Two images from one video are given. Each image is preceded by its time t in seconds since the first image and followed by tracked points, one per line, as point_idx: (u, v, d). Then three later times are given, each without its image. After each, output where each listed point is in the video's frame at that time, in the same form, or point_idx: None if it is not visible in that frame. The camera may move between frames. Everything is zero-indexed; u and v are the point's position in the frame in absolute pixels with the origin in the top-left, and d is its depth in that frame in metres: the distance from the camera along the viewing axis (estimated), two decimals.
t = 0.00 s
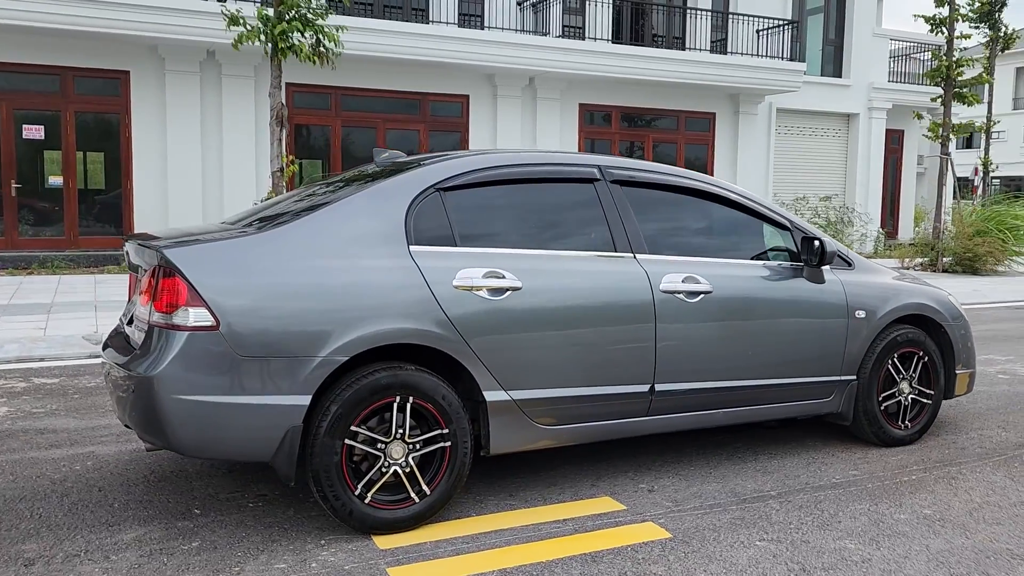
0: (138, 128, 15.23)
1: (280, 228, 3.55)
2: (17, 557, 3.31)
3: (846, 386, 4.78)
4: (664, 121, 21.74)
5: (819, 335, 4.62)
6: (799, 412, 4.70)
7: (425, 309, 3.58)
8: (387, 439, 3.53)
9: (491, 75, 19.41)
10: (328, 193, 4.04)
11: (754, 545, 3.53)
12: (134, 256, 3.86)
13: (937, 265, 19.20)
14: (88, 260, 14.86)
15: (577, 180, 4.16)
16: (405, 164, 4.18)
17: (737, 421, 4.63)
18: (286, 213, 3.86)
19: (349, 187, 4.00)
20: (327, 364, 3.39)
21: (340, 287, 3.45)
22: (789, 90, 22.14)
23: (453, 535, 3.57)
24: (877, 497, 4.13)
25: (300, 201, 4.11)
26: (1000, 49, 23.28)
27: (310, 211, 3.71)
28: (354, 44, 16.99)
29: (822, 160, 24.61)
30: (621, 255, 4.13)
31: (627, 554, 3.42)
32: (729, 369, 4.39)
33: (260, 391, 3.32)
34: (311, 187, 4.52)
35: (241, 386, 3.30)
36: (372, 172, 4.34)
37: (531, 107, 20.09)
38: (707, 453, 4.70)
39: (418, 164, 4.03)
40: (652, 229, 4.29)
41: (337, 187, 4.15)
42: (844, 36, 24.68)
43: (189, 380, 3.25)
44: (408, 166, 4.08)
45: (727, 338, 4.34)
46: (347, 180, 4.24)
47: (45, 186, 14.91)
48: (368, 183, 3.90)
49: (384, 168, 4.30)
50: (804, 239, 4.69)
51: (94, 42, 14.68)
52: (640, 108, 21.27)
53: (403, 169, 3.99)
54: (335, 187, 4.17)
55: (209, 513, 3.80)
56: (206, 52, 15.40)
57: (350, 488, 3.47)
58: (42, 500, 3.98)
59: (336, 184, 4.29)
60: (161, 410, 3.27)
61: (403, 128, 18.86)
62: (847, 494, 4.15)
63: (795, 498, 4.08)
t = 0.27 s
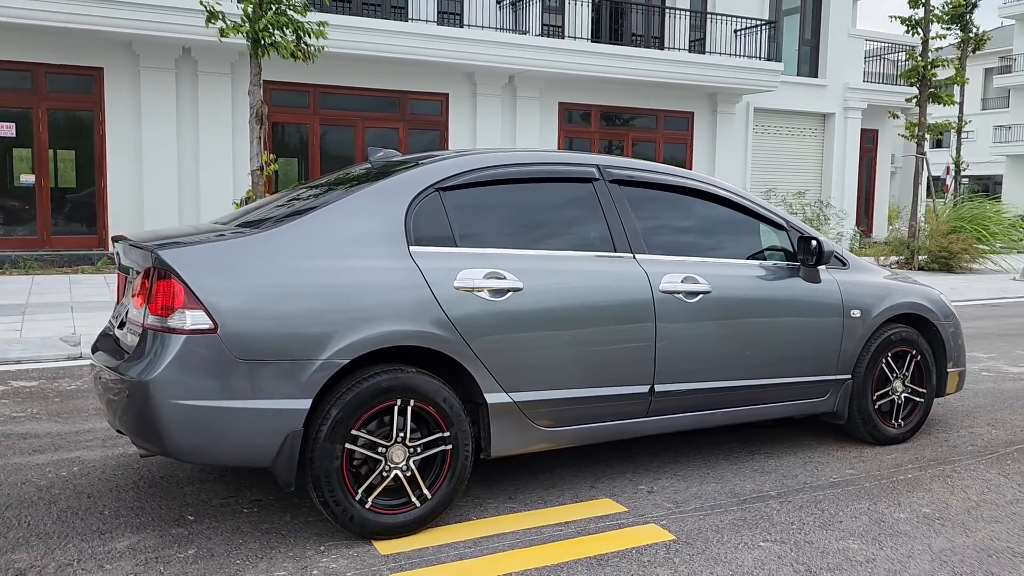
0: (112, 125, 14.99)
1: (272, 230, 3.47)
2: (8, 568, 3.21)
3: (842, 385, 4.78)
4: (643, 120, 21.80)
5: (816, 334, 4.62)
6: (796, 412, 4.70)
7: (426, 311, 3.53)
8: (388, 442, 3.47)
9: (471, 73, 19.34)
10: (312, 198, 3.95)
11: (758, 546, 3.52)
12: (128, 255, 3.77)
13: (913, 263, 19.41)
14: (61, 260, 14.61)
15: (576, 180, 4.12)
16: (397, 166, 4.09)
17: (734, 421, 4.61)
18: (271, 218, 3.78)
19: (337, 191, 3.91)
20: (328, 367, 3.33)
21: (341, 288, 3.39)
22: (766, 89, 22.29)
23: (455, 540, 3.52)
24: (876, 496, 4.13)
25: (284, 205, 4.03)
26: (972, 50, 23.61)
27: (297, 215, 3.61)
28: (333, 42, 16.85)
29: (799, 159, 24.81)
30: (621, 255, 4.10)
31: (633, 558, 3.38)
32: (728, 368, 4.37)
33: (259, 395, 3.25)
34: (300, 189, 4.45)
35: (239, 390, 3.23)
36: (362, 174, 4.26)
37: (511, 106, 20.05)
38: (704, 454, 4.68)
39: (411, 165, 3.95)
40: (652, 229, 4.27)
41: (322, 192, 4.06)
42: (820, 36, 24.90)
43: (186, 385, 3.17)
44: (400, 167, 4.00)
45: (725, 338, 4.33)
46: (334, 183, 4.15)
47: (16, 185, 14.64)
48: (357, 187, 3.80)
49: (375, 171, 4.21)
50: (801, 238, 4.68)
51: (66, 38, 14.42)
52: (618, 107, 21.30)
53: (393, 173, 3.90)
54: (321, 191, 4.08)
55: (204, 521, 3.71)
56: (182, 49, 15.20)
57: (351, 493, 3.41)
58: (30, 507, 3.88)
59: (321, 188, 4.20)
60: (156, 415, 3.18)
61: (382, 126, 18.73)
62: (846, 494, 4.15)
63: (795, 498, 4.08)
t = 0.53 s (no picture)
0: (85, 123, 14.74)
1: (264, 233, 3.39)
2: None
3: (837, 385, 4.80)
4: (622, 120, 21.85)
5: (812, 335, 4.64)
6: (792, 412, 4.71)
7: (430, 313, 3.48)
8: (391, 446, 3.42)
9: (450, 72, 19.25)
10: (294, 205, 3.86)
11: (763, 547, 3.52)
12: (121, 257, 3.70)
13: (888, 262, 19.63)
14: (33, 260, 14.35)
15: (577, 180, 4.10)
16: (385, 170, 4.01)
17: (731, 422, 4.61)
18: (256, 222, 3.71)
19: (321, 197, 3.83)
20: (331, 370, 3.27)
21: (344, 290, 3.34)
22: (742, 89, 22.44)
23: (459, 544, 3.48)
24: (874, 495, 4.15)
25: (266, 211, 3.95)
26: (943, 51, 23.93)
27: (280, 222, 3.51)
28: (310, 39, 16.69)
29: (775, 159, 25.00)
30: (622, 256, 4.08)
31: (639, 560, 3.36)
32: (726, 368, 4.37)
33: (261, 400, 3.18)
34: (291, 190, 4.40)
35: (241, 394, 3.16)
36: (346, 178, 4.18)
37: (490, 105, 20.00)
38: (701, 454, 4.68)
39: (399, 169, 3.86)
40: (651, 230, 4.25)
41: (306, 197, 3.98)
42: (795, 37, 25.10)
43: (186, 390, 3.10)
44: (388, 171, 3.91)
45: (724, 339, 4.32)
46: (317, 189, 4.07)
47: None
48: (340, 193, 3.71)
49: (364, 174, 4.14)
50: (797, 238, 4.69)
51: (37, 34, 14.14)
52: (596, 106, 21.33)
53: (379, 177, 3.81)
54: (305, 196, 4.00)
55: (201, 528, 3.64)
56: (157, 45, 14.98)
57: (355, 498, 3.35)
58: (20, 516, 3.78)
59: (304, 194, 4.13)
60: (155, 422, 3.10)
61: (361, 125, 18.58)
62: (845, 493, 4.17)
63: (795, 498, 4.08)
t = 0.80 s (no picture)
0: (61, 121, 14.52)
1: (273, 232, 3.36)
2: None
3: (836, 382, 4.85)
4: (601, 119, 21.92)
5: (813, 332, 4.69)
6: (793, 409, 4.75)
7: (443, 312, 3.47)
8: (405, 446, 3.41)
9: (430, 71, 19.19)
10: (282, 212, 3.82)
11: (774, 543, 3.55)
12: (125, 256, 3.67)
13: (865, 261, 19.85)
14: (8, 260, 14.21)
15: (584, 178, 4.10)
16: (376, 174, 3.97)
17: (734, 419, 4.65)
18: (246, 226, 3.69)
19: (310, 204, 3.80)
20: (345, 370, 3.25)
21: (356, 290, 3.32)
22: (720, 89, 22.59)
23: (472, 544, 3.47)
24: (876, 491, 4.21)
25: (254, 217, 3.93)
26: (916, 52, 24.28)
27: (270, 227, 3.49)
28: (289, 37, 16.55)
29: (752, 159, 25.21)
30: (628, 254, 4.10)
31: (654, 557, 3.38)
32: (730, 366, 4.40)
33: (277, 401, 3.16)
34: (289, 192, 4.39)
35: (257, 395, 3.13)
36: (333, 184, 4.15)
37: (470, 104, 19.97)
38: (703, 452, 4.71)
39: (389, 174, 3.81)
40: (656, 228, 4.28)
41: (293, 205, 3.95)
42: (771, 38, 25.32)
43: (201, 391, 3.07)
44: (379, 176, 3.87)
45: (728, 337, 4.36)
46: (303, 196, 4.04)
47: None
48: (328, 200, 3.67)
49: (358, 177, 4.11)
50: (797, 237, 4.73)
51: (11, 30, 13.90)
52: (576, 106, 21.38)
53: (368, 183, 3.77)
54: (293, 203, 3.98)
55: (210, 530, 3.60)
56: (134, 43, 14.77)
57: (369, 499, 3.34)
58: (23, 520, 3.72)
59: (291, 201, 4.10)
60: (170, 424, 3.07)
61: (341, 124, 18.46)
62: (847, 489, 4.22)
63: (799, 494, 4.13)
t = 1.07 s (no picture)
0: (38, 119, 14.33)
1: (293, 233, 3.37)
2: None
3: (836, 379, 4.95)
4: (581, 118, 22.00)
5: (815, 330, 4.78)
6: (795, 406, 4.84)
7: (462, 311, 3.51)
8: (425, 445, 3.44)
9: (411, 70, 19.16)
10: (277, 221, 3.83)
11: (786, 536, 3.62)
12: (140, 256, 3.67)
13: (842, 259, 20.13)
14: None
15: (595, 179, 4.15)
16: (371, 181, 3.97)
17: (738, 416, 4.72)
18: (242, 230, 3.71)
19: (305, 213, 3.80)
20: (368, 370, 3.27)
21: (377, 290, 3.34)
22: (698, 89, 22.78)
23: (491, 541, 3.51)
24: (879, 485, 4.30)
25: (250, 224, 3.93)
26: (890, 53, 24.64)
27: (265, 233, 3.49)
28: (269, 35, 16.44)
29: (729, 158, 25.45)
30: (639, 254, 4.16)
31: (671, 552, 3.43)
32: (736, 364, 4.47)
33: (301, 401, 3.17)
34: (293, 197, 4.43)
35: (282, 394, 3.15)
36: (326, 193, 4.15)
37: (451, 103, 19.96)
38: (708, 448, 4.78)
39: (384, 182, 3.81)
40: (665, 228, 4.34)
41: (287, 213, 3.95)
42: (748, 38, 25.57)
43: (227, 390, 3.08)
44: (375, 183, 3.86)
45: (734, 335, 4.43)
46: (295, 206, 4.05)
47: None
48: (321, 210, 3.67)
49: (355, 184, 4.11)
50: (800, 237, 4.83)
51: None
52: (557, 105, 21.44)
53: (362, 191, 3.77)
54: (288, 212, 3.99)
55: (228, 530, 3.60)
56: (112, 40, 14.59)
57: (391, 497, 3.37)
58: (36, 522, 3.69)
59: (282, 211, 4.13)
60: (195, 424, 3.07)
61: (322, 122, 18.36)
62: (851, 483, 4.31)
63: (805, 489, 4.21)
